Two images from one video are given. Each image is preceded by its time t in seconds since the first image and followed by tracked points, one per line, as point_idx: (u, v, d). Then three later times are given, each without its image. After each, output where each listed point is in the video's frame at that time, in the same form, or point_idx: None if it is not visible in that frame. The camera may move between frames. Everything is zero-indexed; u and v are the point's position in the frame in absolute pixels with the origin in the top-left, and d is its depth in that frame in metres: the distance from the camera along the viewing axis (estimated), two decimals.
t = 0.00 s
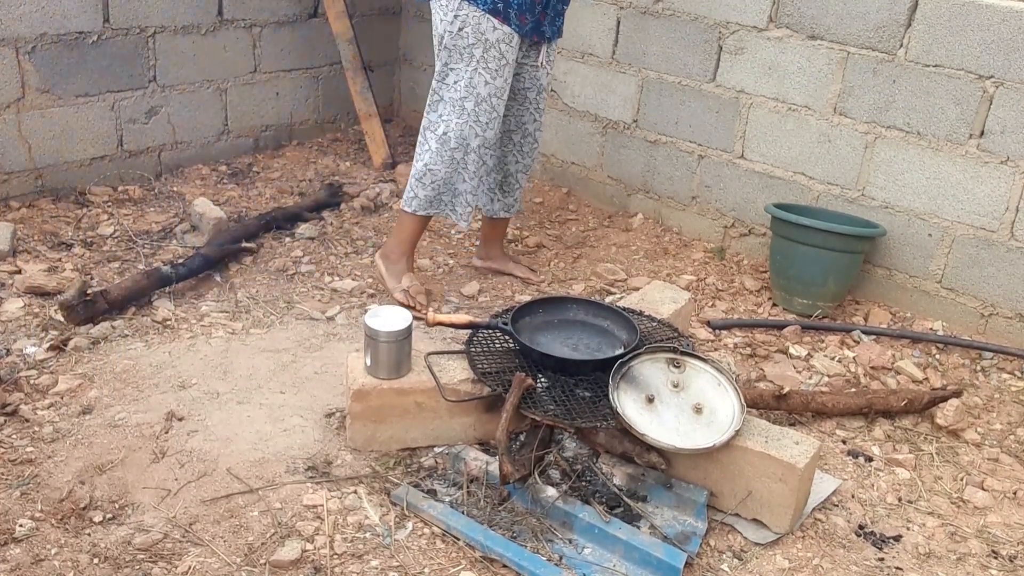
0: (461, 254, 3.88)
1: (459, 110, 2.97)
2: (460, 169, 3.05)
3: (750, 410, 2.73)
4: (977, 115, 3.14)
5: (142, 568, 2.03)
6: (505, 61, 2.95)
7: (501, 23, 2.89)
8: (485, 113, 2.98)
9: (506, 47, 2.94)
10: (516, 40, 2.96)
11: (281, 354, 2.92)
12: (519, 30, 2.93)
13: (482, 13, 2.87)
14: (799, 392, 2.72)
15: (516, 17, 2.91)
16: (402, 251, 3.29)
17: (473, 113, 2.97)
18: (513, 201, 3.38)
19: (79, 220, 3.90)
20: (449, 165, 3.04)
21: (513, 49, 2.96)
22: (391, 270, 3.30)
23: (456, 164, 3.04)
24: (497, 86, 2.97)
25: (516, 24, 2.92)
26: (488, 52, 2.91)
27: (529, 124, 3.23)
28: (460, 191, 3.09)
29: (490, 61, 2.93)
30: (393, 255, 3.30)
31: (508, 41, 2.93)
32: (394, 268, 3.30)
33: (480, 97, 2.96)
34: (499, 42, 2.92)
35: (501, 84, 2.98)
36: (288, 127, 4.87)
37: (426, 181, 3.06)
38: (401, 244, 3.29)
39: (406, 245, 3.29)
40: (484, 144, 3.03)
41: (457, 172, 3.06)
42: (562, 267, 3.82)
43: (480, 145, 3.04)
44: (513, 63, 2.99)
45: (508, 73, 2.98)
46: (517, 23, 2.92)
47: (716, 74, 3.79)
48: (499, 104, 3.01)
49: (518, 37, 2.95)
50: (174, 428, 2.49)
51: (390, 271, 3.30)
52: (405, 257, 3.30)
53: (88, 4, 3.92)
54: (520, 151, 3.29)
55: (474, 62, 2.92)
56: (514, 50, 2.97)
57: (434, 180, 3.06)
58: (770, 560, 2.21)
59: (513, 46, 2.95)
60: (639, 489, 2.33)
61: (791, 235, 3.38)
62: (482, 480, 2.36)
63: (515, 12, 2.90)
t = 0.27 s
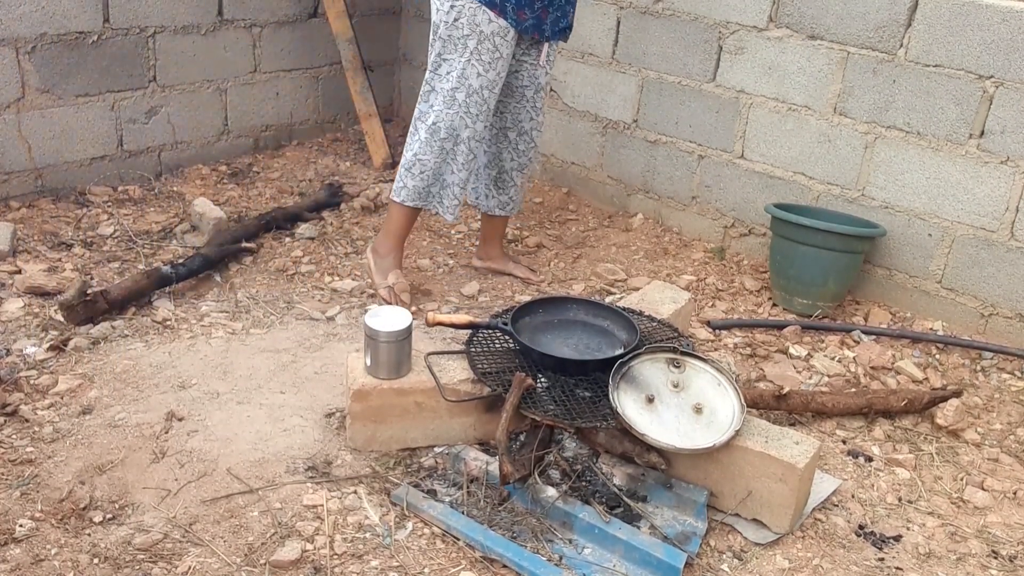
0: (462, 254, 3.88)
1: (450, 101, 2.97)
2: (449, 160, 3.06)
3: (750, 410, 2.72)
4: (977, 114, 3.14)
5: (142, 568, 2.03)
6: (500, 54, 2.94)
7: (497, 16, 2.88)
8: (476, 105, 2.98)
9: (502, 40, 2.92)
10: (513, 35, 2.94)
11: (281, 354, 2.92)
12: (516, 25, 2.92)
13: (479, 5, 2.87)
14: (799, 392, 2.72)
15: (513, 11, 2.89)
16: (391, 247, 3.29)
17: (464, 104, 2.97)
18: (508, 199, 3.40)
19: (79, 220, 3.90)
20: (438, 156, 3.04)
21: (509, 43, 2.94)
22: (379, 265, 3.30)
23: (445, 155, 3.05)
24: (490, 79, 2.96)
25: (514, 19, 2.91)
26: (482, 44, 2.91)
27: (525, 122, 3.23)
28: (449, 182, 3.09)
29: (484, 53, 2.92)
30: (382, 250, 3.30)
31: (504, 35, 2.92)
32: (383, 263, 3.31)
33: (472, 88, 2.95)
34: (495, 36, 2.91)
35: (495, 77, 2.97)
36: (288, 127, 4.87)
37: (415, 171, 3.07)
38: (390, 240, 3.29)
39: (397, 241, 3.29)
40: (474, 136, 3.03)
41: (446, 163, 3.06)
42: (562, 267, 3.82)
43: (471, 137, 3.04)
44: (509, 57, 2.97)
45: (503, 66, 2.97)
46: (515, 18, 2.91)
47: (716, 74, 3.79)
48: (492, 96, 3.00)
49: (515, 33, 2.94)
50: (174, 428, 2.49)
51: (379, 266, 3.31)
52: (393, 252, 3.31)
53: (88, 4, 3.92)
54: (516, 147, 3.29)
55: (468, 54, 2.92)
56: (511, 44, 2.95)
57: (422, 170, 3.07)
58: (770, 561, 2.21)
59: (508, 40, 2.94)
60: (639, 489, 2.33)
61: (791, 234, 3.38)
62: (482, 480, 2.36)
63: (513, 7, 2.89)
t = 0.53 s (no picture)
0: (461, 254, 3.88)
1: (459, 105, 2.97)
2: (459, 164, 3.05)
3: (750, 410, 2.72)
4: (977, 114, 3.14)
5: (142, 568, 2.03)
6: (506, 57, 2.95)
7: (502, 19, 2.89)
8: (484, 108, 2.99)
9: (507, 42, 2.93)
10: (517, 36, 2.95)
11: (281, 354, 2.92)
12: (521, 26, 2.92)
13: (484, 8, 2.87)
14: (799, 392, 2.72)
15: (518, 13, 2.90)
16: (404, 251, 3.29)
17: (473, 108, 2.97)
18: (516, 201, 3.39)
19: (79, 220, 3.89)
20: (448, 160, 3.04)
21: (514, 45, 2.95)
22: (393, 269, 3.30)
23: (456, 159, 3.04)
24: (497, 81, 2.97)
25: (519, 21, 2.91)
26: (488, 47, 2.91)
27: (528, 122, 3.23)
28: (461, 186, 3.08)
29: (490, 56, 2.93)
30: (395, 255, 3.30)
31: (509, 37, 2.92)
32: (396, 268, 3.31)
33: (479, 92, 2.96)
34: (502, 38, 2.91)
35: (502, 80, 2.98)
36: (288, 127, 4.87)
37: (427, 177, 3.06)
38: (403, 244, 3.28)
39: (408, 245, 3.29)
40: (484, 139, 3.03)
41: (457, 168, 3.05)
42: (562, 267, 3.82)
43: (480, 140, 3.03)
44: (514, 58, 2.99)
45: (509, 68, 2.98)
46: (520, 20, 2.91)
47: (716, 74, 3.79)
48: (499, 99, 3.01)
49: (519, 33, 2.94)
50: (174, 428, 2.49)
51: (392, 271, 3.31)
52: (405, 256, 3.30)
53: (88, 3, 3.92)
54: (521, 148, 3.29)
55: (473, 57, 2.92)
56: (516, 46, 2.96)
57: (434, 176, 3.05)
58: (770, 560, 2.21)
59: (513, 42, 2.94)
60: (639, 489, 2.33)
61: (791, 234, 3.37)
62: (482, 480, 2.37)
63: (518, 9, 2.89)
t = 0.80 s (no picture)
0: (461, 253, 3.88)
1: (464, 106, 2.97)
2: (465, 165, 3.04)
3: (750, 410, 2.72)
4: (977, 114, 3.14)
5: (142, 568, 2.03)
6: (510, 58, 2.95)
7: (505, 18, 2.88)
8: (489, 109, 2.99)
9: (511, 43, 2.93)
10: (521, 35, 2.95)
11: (281, 354, 2.92)
12: (524, 26, 2.92)
13: (486, 9, 2.87)
14: (799, 392, 2.72)
15: (521, 13, 2.89)
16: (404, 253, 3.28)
17: (478, 109, 2.97)
18: (521, 199, 3.40)
19: (79, 220, 3.89)
20: (455, 162, 3.04)
21: (518, 45, 2.95)
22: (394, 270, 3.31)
23: (462, 161, 3.04)
24: (502, 82, 2.97)
25: (522, 20, 2.91)
26: (493, 48, 2.92)
27: (534, 123, 3.23)
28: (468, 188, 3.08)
29: (495, 57, 2.93)
30: (397, 255, 3.30)
31: (512, 36, 2.92)
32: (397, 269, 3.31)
33: (485, 93, 2.96)
34: (506, 38, 2.91)
35: (507, 81, 2.98)
36: (288, 126, 4.87)
37: (433, 179, 3.06)
38: (404, 245, 3.27)
39: (410, 247, 3.28)
40: (490, 140, 3.03)
41: (464, 169, 3.05)
42: (562, 266, 3.82)
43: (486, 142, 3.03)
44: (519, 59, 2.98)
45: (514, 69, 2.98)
46: (523, 19, 2.91)
47: (716, 74, 3.79)
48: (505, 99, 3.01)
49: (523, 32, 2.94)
50: (174, 427, 2.49)
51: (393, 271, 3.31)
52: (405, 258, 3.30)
53: (88, 3, 3.92)
54: (526, 149, 3.29)
55: (478, 57, 2.92)
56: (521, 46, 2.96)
57: (441, 177, 3.05)
58: (770, 560, 2.21)
59: (517, 42, 2.94)
60: (639, 489, 2.33)
61: (791, 234, 3.38)
62: (482, 480, 2.37)
63: (521, 8, 2.89)
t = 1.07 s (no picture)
0: (461, 253, 3.88)
1: (463, 107, 2.97)
2: (465, 166, 3.04)
3: (750, 410, 2.72)
4: (978, 114, 3.14)
5: (141, 567, 2.03)
6: (509, 58, 2.95)
7: (503, 19, 2.89)
8: (488, 109, 2.98)
9: (510, 43, 2.93)
10: (520, 36, 2.95)
11: (280, 353, 2.92)
12: (522, 26, 2.92)
13: (484, 9, 2.88)
14: (799, 392, 2.72)
15: (519, 13, 2.90)
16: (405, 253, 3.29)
17: (477, 110, 2.97)
18: (522, 199, 3.40)
19: (79, 220, 3.89)
20: (454, 163, 3.03)
21: (517, 46, 2.95)
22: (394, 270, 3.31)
23: (462, 162, 3.03)
24: (501, 82, 2.97)
25: (520, 20, 2.91)
26: (492, 48, 2.92)
27: (533, 124, 3.22)
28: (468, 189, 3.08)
29: (494, 57, 2.93)
30: (398, 255, 3.30)
31: (511, 37, 2.92)
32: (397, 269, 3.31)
33: (483, 93, 2.96)
34: (504, 39, 2.92)
35: (506, 81, 2.98)
36: (288, 126, 4.87)
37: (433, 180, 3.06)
38: (404, 245, 3.27)
39: (410, 247, 3.28)
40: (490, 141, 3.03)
41: (464, 170, 3.05)
42: (562, 266, 3.82)
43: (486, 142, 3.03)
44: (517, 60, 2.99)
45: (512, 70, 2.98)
46: (521, 20, 2.91)
47: (716, 74, 3.79)
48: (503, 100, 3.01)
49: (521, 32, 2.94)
50: (174, 427, 2.49)
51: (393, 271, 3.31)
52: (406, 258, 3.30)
53: (88, 3, 3.92)
54: (526, 149, 3.28)
55: (476, 58, 2.92)
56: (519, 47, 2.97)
57: (440, 179, 3.05)
58: (770, 560, 2.21)
59: (515, 43, 2.95)
60: (639, 488, 2.33)
61: (792, 234, 3.37)
62: (482, 480, 2.37)
63: (519, 8, 2.90)
